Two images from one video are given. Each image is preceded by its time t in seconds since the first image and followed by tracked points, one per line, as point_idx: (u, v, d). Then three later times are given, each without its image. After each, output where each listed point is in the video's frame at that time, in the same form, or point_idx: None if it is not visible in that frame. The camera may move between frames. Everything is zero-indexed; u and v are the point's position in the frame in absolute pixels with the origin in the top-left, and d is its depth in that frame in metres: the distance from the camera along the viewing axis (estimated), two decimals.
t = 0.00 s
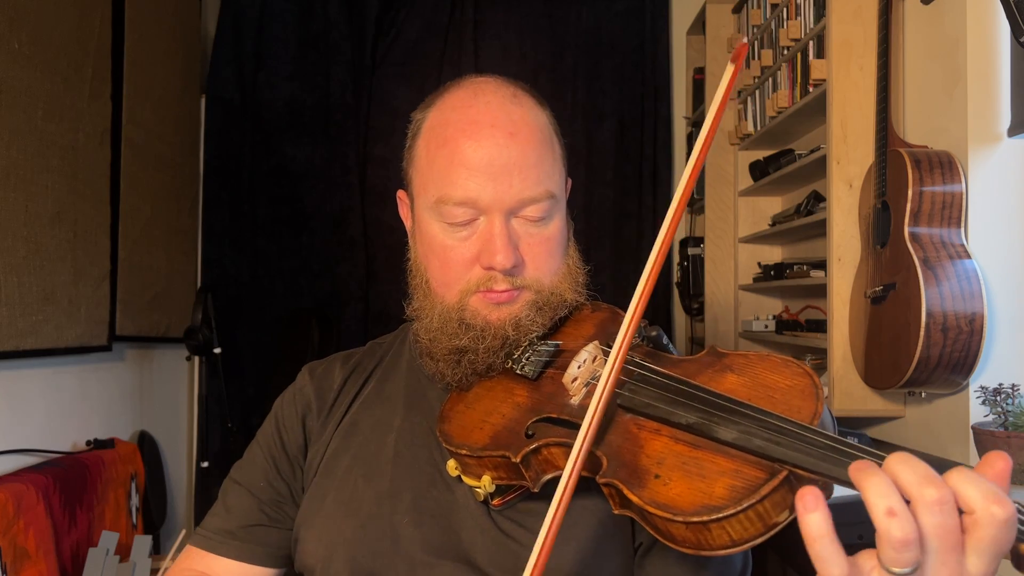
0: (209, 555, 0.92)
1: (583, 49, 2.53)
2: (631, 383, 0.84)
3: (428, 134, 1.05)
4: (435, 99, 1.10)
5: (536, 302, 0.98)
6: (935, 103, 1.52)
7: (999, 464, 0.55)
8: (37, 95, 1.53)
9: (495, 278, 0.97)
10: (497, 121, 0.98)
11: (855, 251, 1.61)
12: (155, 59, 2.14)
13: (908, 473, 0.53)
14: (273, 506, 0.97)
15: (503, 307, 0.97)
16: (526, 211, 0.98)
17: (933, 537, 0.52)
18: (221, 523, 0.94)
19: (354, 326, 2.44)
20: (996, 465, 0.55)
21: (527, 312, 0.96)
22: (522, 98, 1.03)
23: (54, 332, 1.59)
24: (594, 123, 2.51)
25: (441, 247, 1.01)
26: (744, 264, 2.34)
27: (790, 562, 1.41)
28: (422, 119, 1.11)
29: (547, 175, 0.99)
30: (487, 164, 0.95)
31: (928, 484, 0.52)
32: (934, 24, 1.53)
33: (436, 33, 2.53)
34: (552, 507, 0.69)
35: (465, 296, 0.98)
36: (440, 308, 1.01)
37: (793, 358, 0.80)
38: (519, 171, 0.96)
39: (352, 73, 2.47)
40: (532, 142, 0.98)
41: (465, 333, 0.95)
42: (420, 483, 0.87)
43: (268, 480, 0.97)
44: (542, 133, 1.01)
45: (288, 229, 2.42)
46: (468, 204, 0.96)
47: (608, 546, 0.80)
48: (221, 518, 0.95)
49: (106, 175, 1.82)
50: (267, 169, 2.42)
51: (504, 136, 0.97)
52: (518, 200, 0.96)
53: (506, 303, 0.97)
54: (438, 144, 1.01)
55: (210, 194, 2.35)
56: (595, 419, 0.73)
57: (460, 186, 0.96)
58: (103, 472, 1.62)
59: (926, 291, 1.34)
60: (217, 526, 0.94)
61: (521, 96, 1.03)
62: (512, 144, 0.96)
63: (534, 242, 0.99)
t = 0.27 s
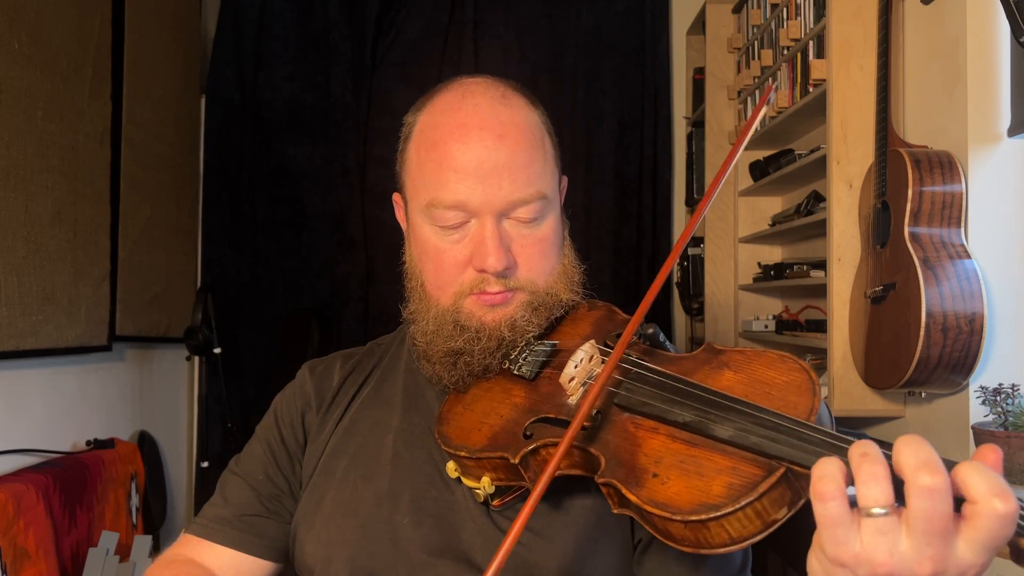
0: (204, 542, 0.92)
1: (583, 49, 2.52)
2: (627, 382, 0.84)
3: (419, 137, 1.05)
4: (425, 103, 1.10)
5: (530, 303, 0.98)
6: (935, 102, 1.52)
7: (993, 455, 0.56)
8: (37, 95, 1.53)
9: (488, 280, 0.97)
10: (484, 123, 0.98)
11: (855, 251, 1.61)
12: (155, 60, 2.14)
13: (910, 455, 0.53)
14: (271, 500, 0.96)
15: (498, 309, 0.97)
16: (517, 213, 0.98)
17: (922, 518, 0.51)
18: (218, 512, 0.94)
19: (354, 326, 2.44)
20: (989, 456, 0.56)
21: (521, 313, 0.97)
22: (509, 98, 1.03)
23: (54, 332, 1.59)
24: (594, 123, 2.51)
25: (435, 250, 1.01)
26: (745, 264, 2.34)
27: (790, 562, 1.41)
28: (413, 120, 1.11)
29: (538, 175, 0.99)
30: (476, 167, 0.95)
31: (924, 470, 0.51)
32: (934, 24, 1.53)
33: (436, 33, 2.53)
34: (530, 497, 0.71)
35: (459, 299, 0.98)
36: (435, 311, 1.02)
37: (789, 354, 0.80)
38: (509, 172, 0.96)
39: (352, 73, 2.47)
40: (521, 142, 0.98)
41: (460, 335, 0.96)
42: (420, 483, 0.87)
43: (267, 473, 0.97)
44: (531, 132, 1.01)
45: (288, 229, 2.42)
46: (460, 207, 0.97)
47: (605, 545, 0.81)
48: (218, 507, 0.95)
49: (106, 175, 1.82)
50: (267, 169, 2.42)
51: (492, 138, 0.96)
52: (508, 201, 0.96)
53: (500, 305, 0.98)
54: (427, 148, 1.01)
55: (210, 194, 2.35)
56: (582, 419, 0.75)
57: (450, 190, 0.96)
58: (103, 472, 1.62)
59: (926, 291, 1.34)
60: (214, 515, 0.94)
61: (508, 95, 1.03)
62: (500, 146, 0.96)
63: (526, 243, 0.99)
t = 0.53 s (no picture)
0: (204, 537, 0.92)
1: (583, 49, 2.53)
2: (622, 387, 0.83)
3: (410, 141, 1.05)
4: (418, 105, 1.11)
5: (526, 304, 0.98)
6: (935, 103, 1.52)
7: (998, 470, 0.55)
8: (37, 95, 1.53)
9: (482, 282, 0.97)
10: (472, 125, 0.98)
11: (855, 251, 1.61)
12: (155, 60, 2.14)
13: (913, 474, 0.51)
14: (273, 497, 0.96)
15: (494, 310, 0.97)
16: (509, 213, 0.97)
17: (919, 542, 0.51)
18: (219, 506, 0.94)
19: (354, 326, 2.44)
20: (993, 472, 0.55)
21: (517, 315, 0.97)
22: (499, 98, 1.03)
23: (54, 332, 1.59)
24: (594, 123, 2.52)
25: (429, 253, 1.01)
26: (744, 264, 2.34)
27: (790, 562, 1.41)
28: (406, 125, 1.12)
29: (530, 175, 0.99)
30: (465, 168, 0.95)
31: (931, 494, 0.51)
32: (934, 24, 1.53)
33: (436, 33, 2.53)
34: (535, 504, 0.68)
35: (455, 301, 0.98)
36: (432, 313, 1.02)
37: (785, 359, 0.80)
38: (500, 173, 0.96)
39: (352, 73, 2.47)
40: (510, 142, 0.98)
41: (456, 337, 0.96)
42: (419, 484, 0.87)
43: (269, 470, 0.97)
44: (521, 131, 1.00)
45: (288, 229, 2.42)
46: (451, 209, 0.97)
47: (604, 547, 0.81)
48: (219, 502, 0.95)
49: (106, 175, 1.82)
50: (267, 169, 2.42)
51: (480, 139, 0.96)
52: (498, 202, 0.96)
53: (496, 306, 0.97)
54: (417, 152, 1.01)
55: (210, 194, 2.35)
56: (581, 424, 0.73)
57: (441, 193, 0.96)
58: (104, 472, 1.62)
59: (926, 291, 1.34)
60: (216, 510, 0.94)
61: (500, 96, 1.03)
62: (489, 146, 0.96)
63: (519, 244, 0.99)
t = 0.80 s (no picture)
0: (198, 530, 0.92)
1: (583, 50, 2.53)
2: (622, 386, 0.84)
3: (412, 140, 1.05)
4: (418, 105, 1.10)
5: (527, 305, 0.98)
6: (935, 102, 1.52)
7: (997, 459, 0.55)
8: (37, 95, 1.53)
9: (484, 283, 0.97)
10: (477, 125, 0.97)
11: (855, 250, 1.61)
12: (155, 60, 2.14)
13: (903, 447, 0.53)
14: (270, 495, 0.97)
15: (495, 311, 0.97)
16: (512, 214, 0.97)
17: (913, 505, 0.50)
18: (217, 501, 0.94)
19: (354, 326, 2.44)
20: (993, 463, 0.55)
21: (518, 315, 0.97)
22: (504, 99, 1.03)
23: (54, 332, 1.59)
24: (594, 123, 2.52)
25: (430, 253, 1.01)
26: (744, 264, 2.34)
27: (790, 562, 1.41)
28: (408, 122, 1.11)
29: (534, 176, 0.99)
30: (471, 168, 0.95)
31: (919, 456, 0.51)
32: (934, 23, 1.53)
33: (436, 33, 2.52)
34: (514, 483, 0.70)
35: (456, 301, 0.98)
36: (432, 314, 1.01)
37: (785, 356, 0.80)
38: (504, 174, 0.96)
39: (352, 73, 2.47)
40: (514, 143, 0.98)
41: (457, 338, 0.96)
42: (420, 485, 0.87)
43: (266, 467, 0.97)
44: (525, 132, 1.00)
45: (288, 229, 2.42)
46: (454, 210, 0.96)
47: (604, 547, 0.81)
48: (217, 497, 0.95)
49: (106, 175, 1.82)
50: (267, 169, 2.42)
51: (485, 139, 0.96)
52: (502, 203, 0.96)
53: (497, 307, 0.97)
54: (420, 151, 1.01)
55: (210, 194, 2.35)
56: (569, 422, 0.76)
57: (444, 193, 0.96)
58: (104, 472, 1.62)
59: (926, 291, 1.34)
60: (213, 504, 0.94)
61: (503, 96, 1.03)
62: (494, 147, 0.96)
63: (522, 244, 0.98)
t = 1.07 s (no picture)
0: (198, 542, 0.93)
1: (583, 49, 2.53)
2: (620, 391, 0.84)
3: (416, 139, 1.05)
4: (422, 104, 1.10)
5: (527, 307, 0.98)
6: (935, 103, 1.52)
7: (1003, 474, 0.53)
8: (37, 95, 1.53)
9: (485, 284, 0.97)
10: (482, 125, 0.97)
11: (855, 251, 1.62)
12: (155, 60, 2.14)
13: (898, 469, 0.51)
14: (269, 505, 0.96)
15: (495, 312, 0.97)
16: (516, 215, 0.97)
17: (913, 535, 0.50)
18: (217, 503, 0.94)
19: (354, 326, 2.44)
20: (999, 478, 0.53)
21: (519, 317, 0.97)
22: (509, 100, 1.03)
23: (54, 332, 1.59)
24: (594, 123, 2.52)
25: (432, 253, 1.01)
26: (744, 264, 2.34)
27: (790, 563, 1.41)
28: (411, 122, 1.11)
29: (537, 179, 0.99)
30: (475, 169, 0.95)
31: (916, 482, 0.50)
32: (934, 24, 1.53)
33: (436, 32, 2.52)
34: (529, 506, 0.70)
35: (457, 302, 0.98)
36: (433, 314, 1.02)
37: (784, 362, 0.80)
38: (508, 176, 0.96)
39: (352, 73, 2.47)
40: (519, 145, 0.98)
41: (457, 340, 0.96)
42: (420, 487, 0.87)
43: (264, 478, 0.97)
44: (529, 134, 1.00)
45: (288, 229, 2.42)
46: (458, 210, 0.96)
47: (603, 549, 0.81)
48: (216, 508, 0.95)
49: (106, 175, 1.82)
50: (267, 169, 2.42)
51: (490, 140, 0.96)
52: (506, 204, 0.96)
53: (498, 309, 0.97)
54: (425, 149, 1.01)
55: (210, 194, 2.35)
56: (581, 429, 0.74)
57: (448, 193, 0.96)
58: (104, 472, 1.62)
59: (926, 291, 1.35)
60: (212, 516, 0.94)
61: (509, 97, 1.03)
62: (499, 149, 0.96)
63: (524, 246, 0.99)
